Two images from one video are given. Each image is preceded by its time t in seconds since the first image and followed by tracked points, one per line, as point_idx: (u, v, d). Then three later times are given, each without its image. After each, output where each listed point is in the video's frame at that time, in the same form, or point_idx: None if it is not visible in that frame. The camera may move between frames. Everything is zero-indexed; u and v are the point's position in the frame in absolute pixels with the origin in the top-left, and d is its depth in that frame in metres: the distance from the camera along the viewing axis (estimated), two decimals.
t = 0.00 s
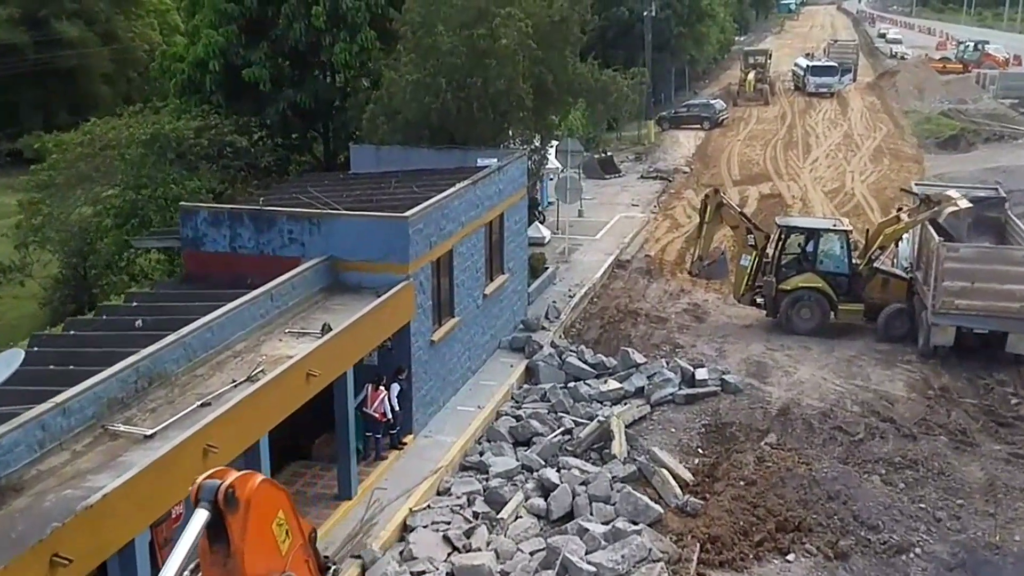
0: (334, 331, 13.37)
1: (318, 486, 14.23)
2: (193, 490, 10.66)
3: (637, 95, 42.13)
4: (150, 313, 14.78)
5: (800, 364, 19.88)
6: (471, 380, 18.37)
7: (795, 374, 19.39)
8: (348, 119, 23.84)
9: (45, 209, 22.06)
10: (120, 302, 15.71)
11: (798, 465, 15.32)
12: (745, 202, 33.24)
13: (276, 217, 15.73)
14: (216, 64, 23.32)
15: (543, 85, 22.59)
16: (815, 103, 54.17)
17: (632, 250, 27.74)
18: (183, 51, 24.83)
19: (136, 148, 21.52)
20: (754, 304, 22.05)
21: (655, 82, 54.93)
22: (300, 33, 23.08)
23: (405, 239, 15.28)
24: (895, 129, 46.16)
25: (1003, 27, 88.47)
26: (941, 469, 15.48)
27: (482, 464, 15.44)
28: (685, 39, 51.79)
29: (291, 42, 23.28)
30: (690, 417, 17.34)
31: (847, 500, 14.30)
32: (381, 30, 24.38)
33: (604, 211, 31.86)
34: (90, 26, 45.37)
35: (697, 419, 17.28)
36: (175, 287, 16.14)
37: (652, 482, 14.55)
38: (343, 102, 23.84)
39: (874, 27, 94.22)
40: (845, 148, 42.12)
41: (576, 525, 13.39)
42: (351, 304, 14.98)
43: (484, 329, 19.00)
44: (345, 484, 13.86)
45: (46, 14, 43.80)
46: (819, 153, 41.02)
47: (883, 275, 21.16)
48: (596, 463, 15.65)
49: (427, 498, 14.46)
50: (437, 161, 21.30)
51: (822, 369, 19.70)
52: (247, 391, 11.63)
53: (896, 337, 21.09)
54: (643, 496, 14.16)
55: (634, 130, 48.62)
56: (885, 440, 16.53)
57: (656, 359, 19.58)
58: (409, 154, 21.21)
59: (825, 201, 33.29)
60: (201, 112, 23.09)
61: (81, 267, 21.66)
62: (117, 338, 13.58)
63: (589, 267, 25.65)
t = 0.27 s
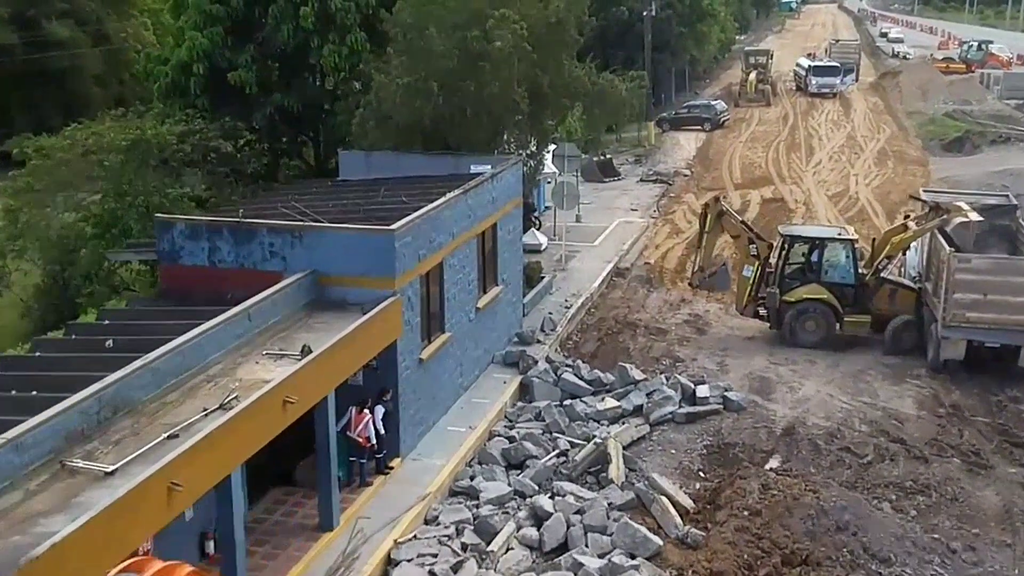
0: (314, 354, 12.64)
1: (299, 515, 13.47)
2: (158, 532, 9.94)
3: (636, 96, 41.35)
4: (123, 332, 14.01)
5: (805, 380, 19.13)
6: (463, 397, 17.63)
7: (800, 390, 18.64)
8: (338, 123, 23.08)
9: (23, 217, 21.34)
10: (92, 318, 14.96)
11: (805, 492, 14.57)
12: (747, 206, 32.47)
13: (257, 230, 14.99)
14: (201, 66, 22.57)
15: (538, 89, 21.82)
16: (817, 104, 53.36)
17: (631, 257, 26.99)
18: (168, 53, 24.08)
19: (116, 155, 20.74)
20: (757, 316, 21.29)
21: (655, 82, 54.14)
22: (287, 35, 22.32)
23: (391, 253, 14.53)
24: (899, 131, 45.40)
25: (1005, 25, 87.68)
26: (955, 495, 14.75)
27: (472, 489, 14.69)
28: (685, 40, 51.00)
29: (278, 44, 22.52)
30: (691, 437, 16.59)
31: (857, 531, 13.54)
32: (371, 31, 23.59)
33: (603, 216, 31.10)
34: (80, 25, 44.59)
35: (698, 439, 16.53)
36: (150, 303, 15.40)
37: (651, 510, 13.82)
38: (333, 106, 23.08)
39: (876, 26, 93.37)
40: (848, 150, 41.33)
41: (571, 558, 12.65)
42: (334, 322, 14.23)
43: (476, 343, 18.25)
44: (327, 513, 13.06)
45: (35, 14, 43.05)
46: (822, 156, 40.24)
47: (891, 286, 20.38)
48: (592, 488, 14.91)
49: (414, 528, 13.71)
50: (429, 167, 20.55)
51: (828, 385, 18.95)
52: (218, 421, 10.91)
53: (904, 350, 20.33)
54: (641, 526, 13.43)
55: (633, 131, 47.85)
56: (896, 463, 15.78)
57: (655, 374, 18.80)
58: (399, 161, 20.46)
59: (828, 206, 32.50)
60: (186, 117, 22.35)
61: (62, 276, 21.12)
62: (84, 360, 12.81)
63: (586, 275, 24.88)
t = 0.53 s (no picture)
0: (293, 373, 12.06)
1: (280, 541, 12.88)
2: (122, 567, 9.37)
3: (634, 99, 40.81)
4: (96, 349, 13.35)
5: (807, 393, 18.56)
6: (453, 413, 17.06)
7: (801, 404, 18.08)
8: (327, 128, 22.50)
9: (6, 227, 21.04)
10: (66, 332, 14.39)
11: (809, 518, 13.97)
12: (747, 212, 31.91)
13: (238, 241, 14.43)
14: (187, 70, 22.02)
15: (532, 93, 21.26)
16: (817, 106, 52.81)
17: (628, 264, 26.41)
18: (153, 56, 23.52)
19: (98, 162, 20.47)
20: (757, 326, 20.73)
21: (654, 84, 53.60)
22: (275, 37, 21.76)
23: (376, 266, 13.97)
24: (900, 134, 44.84)
25: (1006, 27, 87.17)
26: (963, 516, 14.18)
27: (461, 512, 14.12)
28: (684, 42, 50.45)
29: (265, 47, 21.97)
30: (690, 455, 16.03)
31: (862, 557, 12.98)
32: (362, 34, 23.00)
33: (600, 221, 30.54)
34: (72, 28, 44.10)
35: (697, 456, 15.96)
36: (128, 317, 14.83)
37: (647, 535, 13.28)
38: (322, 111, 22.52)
39: (876, 27, 92.84)
40: (849, 154, 40.78)
41: None
42: (317, 338, 13.66)
43: (467, 357, 17.68)
44: (309, 540, 12.47)
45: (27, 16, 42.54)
46: (823, 160, 39.69)
47: (895, 296, 19.82)
48: (586, 509, 14.34)
49: (399, 552, 13.13)
50: (419, 174, 19.98)
51: (831, 398, 18.38)
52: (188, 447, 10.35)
53: (908, 362, 19.78)
54: (637, 552, 12.88)
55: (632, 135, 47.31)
56: (901, 482, 15.21)
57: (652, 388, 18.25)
58: (389, 167, 19.90)
59: (829, 211, 31.94)
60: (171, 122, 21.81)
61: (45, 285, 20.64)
62: (54, 379, 12.25)
63: (583, 284, 24.32)
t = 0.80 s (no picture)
0: (272, 392, 11.48)
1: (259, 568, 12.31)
2: None
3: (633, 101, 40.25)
4: (68, 365, 12.76)
5: (809, 407, 17.99)
6: (443, 428, 16.48)
7: (804, 418, 17.50)
8: (316, 132, 21.92)
9: None
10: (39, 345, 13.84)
11: (811, 541, 13.44)
12: (747, 216, 31.35)
13: (218, 252, 13.86)
14: (172, 73, 21.45)
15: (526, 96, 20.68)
16: (818, 107, 52.23)
17: (626, 270, 25.84)
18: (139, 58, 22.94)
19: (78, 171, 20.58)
20: (757, 336, 20.17)
21: (653, 86, 53.04)
22: (263, 39, 21.17)
23: (361, 278, 13.39)
24: (902, 136, 44.28)
25: (1008, 27, 86.63)
26: (972, 539, 13.61)
27: (449, 534, 13.54)
28: (684, 43, 49.88)
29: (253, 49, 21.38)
30: (688, 472, 15.46)
31: None
32: (352, 35, 22.40)
33: (598, 226, 29.97)
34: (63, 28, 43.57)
35: (695, 473, 15.41)
36: (104, 330, 14.27)
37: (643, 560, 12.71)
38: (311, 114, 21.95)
39: (877, 28, 92.25)
40: (851, 156, 40.21)
41: None
42: (299, 353, 13.09)
43: (458, 370, 17.11)
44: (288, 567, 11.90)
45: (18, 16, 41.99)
46: (824, 163, 39.12)
47: (900, 304, 19.27)
48: (580, 531, 13.77)
49: None
50: (410, 179, 19.41)
51: (834, 412, 17.81)
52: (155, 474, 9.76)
53: (913, 373, 19.21)
54: None
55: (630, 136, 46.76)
56: (907, 501, 14.64)
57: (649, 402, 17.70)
58: (379, 172, 19.33)
59: (830, 216, 31.36)
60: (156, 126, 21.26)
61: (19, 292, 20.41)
62: (21, 399, 11.68)
63: (579, 291, 23.74)
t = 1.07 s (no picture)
0: (247, 413, 10.90)
1: None
2: None
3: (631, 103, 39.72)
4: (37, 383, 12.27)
5: (812, 421, 17.43)
6: (432, 444, 15.92)
7: (806, 434, 16.94)
8: (305, 136, 21.35)
9: None
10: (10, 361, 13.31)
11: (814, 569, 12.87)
12: (747, 221, 30.79)
13: (196, 263, 13.31)
14: (157, 76, 20.92)
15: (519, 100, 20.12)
16: (819, 109, 51.67)
17: (624, 278, 25.27)
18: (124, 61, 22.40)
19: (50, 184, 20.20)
20: (758, 347, 19.60)
21: (652, 88, 52.50)
22: (250, 40, 20.61)
23: (344, 291, 12.82)
24: (904, 138, 43.72)
25: (1009, 28, 86.10)
26: (982, 563, 13.05)
27: (437, 558, 12.97)
28: (683, 44, 49.32)
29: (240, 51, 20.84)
30: (686, 491, 14.91)
31: None
32: (342, 37, 21.84)
33: (595, 231, 29.42)
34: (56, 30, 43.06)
35: (693, 492, 14.85)
36: (78, 344, 13.72)
37: None
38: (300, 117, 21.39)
39: (878, 28, 91.70)
40: (852, 159, 39.65)
41: None
42: (278, 370, 12.52)
43: (448, 384, 16.54)
44: None
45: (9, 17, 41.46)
46: (825, 166, 38.55)
47: (904, 315, 18.70)
48: (573, 555, 13.20)
49: None
50: (400, 185, 18.84)
51: (837, 427, 17.25)
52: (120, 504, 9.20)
53: (919, 385, 18.62)
54: None
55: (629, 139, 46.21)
56: (913, 522, 14.08)
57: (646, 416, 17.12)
58: (368, 178, 18.77)
59: (831, 221, 30.80)
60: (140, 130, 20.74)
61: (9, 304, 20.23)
62: None
63: (576, 299, 23.18)
